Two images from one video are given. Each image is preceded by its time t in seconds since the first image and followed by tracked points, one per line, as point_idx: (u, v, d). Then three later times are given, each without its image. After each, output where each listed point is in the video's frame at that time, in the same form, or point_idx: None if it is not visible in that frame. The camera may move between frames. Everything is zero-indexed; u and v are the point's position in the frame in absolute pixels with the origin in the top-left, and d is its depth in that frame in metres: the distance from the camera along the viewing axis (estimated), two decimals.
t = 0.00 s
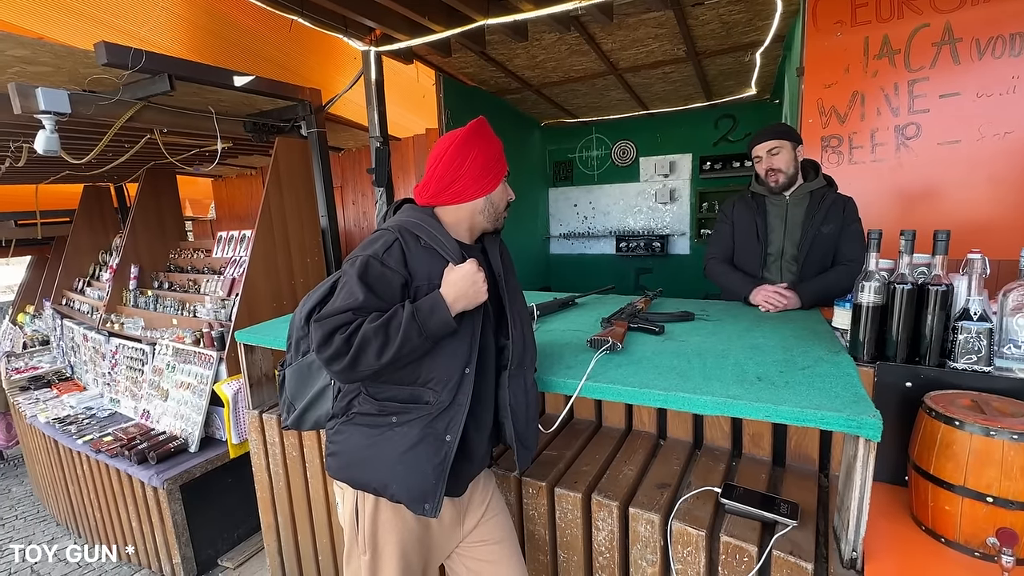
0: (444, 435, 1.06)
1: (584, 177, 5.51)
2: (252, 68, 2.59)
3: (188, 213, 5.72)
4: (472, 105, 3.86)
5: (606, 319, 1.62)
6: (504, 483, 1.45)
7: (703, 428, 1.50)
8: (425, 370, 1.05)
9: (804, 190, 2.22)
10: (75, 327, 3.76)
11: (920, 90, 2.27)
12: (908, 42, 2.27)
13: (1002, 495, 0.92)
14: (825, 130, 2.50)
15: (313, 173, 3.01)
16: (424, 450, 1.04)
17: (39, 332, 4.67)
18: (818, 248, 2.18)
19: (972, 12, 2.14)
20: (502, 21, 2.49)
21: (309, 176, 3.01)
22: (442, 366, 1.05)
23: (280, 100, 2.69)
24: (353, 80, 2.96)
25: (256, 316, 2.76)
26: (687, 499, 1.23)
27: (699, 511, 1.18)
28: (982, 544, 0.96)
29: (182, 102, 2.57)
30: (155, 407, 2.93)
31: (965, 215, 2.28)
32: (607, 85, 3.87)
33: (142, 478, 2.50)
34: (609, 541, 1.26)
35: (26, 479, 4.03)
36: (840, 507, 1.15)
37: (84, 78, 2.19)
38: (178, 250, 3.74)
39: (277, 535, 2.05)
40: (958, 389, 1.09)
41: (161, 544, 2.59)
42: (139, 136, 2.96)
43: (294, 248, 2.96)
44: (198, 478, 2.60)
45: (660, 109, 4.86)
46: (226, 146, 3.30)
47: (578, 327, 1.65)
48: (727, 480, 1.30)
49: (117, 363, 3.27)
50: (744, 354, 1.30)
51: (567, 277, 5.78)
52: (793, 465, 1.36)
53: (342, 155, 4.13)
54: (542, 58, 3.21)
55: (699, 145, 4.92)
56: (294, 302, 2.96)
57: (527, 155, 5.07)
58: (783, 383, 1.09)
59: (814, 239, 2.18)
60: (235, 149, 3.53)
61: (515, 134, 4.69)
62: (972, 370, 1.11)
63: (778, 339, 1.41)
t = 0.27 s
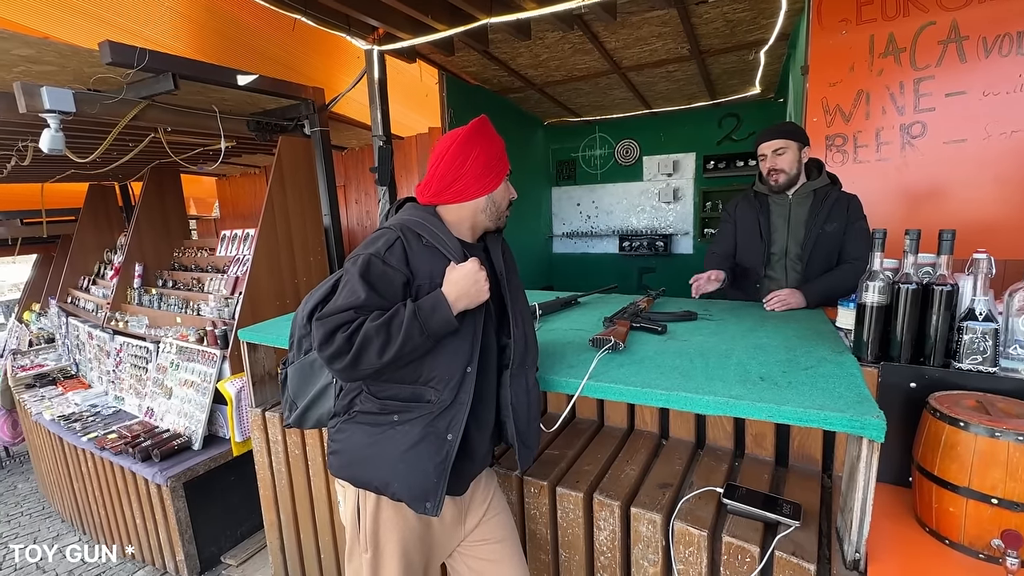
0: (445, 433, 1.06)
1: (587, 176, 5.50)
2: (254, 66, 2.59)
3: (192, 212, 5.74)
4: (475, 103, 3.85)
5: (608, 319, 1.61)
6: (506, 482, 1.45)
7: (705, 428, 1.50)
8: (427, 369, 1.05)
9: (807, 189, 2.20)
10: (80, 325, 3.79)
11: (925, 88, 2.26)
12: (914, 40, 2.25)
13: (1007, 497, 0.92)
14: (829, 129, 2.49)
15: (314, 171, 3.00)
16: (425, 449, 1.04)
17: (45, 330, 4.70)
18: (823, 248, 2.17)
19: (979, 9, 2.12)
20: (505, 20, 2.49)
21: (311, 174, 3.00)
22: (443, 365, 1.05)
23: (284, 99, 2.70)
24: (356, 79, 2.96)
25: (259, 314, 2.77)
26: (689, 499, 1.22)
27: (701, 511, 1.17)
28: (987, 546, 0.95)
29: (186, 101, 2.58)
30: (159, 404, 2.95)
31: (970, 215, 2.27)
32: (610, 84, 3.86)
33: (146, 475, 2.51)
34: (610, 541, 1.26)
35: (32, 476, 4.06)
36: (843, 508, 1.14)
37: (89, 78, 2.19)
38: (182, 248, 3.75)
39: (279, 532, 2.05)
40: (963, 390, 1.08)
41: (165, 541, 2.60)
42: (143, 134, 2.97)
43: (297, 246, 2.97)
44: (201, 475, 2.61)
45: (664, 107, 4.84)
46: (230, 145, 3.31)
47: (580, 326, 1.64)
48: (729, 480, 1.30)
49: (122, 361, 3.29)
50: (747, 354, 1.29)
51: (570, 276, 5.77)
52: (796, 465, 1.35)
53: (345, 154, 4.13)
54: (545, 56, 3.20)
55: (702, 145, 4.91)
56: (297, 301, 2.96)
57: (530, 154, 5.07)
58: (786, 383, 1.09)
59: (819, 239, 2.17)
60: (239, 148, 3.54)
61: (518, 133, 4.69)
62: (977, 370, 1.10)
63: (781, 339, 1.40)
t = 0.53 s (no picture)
0: (450, 430, 1.06)
1: (591, 175, 5.49)
2: (257, 65, 2.60)
3: (197, 210, 5.77)
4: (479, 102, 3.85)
5: (612, 317, 1.61)
6: (509, 480, 1.44)
7: (709, 427, 1.49)
8: (432, 365, 1.05)
9: (816, 188, 2.18)
10: (86, 322, 3.81)
11: (933, 87, 2.24)
12: (922, 38, 2.23)
13: (1014, 498, 0.91)
14: (835, 128, 2.47)
15: (319, 170, 3.01)
16: (431, 446, 1.04)
17: (51, 327, 4.73)
18: (829, 247, 2.16)
19: (988, 7, 2.10)
20: (509, 18, 2.48)
21: (315, 173, 3.01)
22: (448, 361, 1.05)
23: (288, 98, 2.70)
24: (361, 77, 2.96)
25: (263, 312, 2.78)
26: (693, 499, 1.22)
27: (704, 510, 1.17)
28: (993, 548, 0.95)
29: (192, 100, 2.59)
30: (165, 401, 2.96)
31: (978, 214, 2.25)
32: (615, 83, 3.85)
33: (151, 472, 2.53)
34: (613, 540, 1.26)
35: (39, 472, 4.09)
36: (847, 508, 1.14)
37: (96, 76, 2.21)
38: (187, 247, 3.77)
39: (283, 530, 2.06)
40: (970, 391, 1.08)
41: (170, 537, 2.62)
42: (149, 133, 2.99)
43: (301, 245, 2.98)
44: (206, 472, 2.63)
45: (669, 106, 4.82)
46: (235, 143, 3.32)
47: (584, 325, 1.64)
48: (733, 480, 1.29)
49: (127, 358, 3.31)
50: (752, 354, 1.29)
51: (574, 276, 5.76)
52: (800, 465, 1.35)
53: (349, 153, 4.14)
54: (549, 55, 3.20)
55: (707, 144, 4.89)
56: (301, 299, 2.97)
57: (535, 153, 5.06)
58: (791, 383, 1.09)
59: (825, 238, 2.16)
60: (244, 146, 3.55)
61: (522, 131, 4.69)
62: (984, 371, 1.09)
63: (786, 338, 1.40)
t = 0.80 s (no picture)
0: (472, 428, 1.06)
1: (596, 174, 5.48)
2: (264, 64, 2.59)
3: (204, 208, 5.81)
4: (485, 101, 3.85)
5: (619, 317, 1.61)
6: (514, 479, 1.44)
7: (715, 427, 1.49)
8: (442, 364, 1.05)
9: (827, 188, 2.18)
10: (95, 319, 3.84)
11: (943, 86, 2.22)
12: (932, 37, 2.22)
13: None
14: (843, 128, 2.46)
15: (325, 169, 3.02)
16: (457, 446, 1.05)
17: (60, 324, 4.77)
18: (838, 247, 2.16)
19: (1000, 6, 2.08)
20: (515, 17, 2.48)
21: (322, 171, 3.03)
22: (457, 358, 1.04)
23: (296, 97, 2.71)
24: (367, 76, 2.97)
25: (270, 310, 2.80)
26: (699, 499, 1.22)
27: (711, 511, 1.17)
28: (1002, 550, 0.94)
29: (200, 99, 2.60)
30: (172, 398, 2.98)
31: (988, 215, 2.23)
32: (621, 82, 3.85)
33: (159, 468, 2.55)
34: (619, 539, 1.26)
35: (47, 467, 4.13)
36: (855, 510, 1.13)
37: (105, 75, 2.22)
38: (194, 244, 3.79)
39: (289, 526, 2.07)
40: (980, 393, 1.07)
41: (177, 533, 2.64)
42: (158, 131, 3.00)
43: (308, 243, 3.00)
44: (213, 468, 2.64)
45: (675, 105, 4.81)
46: (242, 142, 3.34)
47: (590, 325, 1.64)
48: (739, 480, 1.29)
49: (135, 355, 3.33)
50: (759, 354, 1.28)
51: (579, 275, 5.76)
52: (807, 466, 1.34)
53: (355, 151, 4.15)
54: (555, 54, 3.19)
55: (713, 143, 4.87)
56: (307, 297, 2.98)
57: (540, 152, 5.06)
58: (798, 383, 1.08)
59: (833, 238, 2.16)
60: (251, 145, 3.57)
61: (528, 130, 4.68)
62: (996, 373, 1.08)
63: (794, 339, 1.39)
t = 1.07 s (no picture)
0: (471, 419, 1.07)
1: (602, 174, 5.47)
2: (273, 64, 2.61)
3: (212, 206, 5.84)
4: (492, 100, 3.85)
5: (626, 317, 1.61)
6: (521, 478, 1.44)
7: (723, 428, 1.48)
8: (434, 356, 1.04)
9: (836, 188, 2.17)
10: (104, 316, 3.87)
11: (954, 86, 2.20)
12: (944, 36, 2.19)
13: None
14: (853, 127, 2.44)
15: (333, 167, 3.03)
16: (456, 437, 1.05)
17: (69, 320, 4.81)
18: (846, 248, 2.14)
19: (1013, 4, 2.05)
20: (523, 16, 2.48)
21: (329, 170, 3.03)
22: (449, 347, 1.04)
23: (304, 96, 2.72)
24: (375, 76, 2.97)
25: (277, 308, 2.81)
26: (707, 499, 1.21)
27: (719, 511, 1.16)
28: (1015, 554, 0.94)
29: (209, 97, 2.61)
30: (180, 395, 3.00)
31: (1000, 216, 2.21)
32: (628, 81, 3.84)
33: (168, 464, 2.57)
34: (627, 539, 1.26)
35: (56, 462, 4.17)
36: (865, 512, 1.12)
37: (116, 74, 2.23)
38: (202, 242, 3.82)
39: (297, 523, 2.08)
40: (991, 395, 1.06)
41: (184, 528, 2.65)
42: (167, 130, 3.02)
43: (315, 241, 3.01)
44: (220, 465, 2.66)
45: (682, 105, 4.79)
46: (250, 140, 3.35)
47: (598, 325, 1.64)
48: (748, 481, 1.29)
49: (143, 352, 3.36)
50: (769, 355, 1.28)
51: (585, 274, 5.76)
52: (816, 468, 1.34)
53: (362, 150, 4.16)
54: (563, 53, 3.19)
55: (720, 143, 4.85)
56: (314, 295, 3.00)
57: (546, 151, 5.05)
58: (809, 384, 1.08)
59: (842, 239, 2.14)
60: (259, 143, 3.58)
61: (534, 129, 4.68)
62: (1008, 376, 1.07)
63: (803, 339, 1.39)
